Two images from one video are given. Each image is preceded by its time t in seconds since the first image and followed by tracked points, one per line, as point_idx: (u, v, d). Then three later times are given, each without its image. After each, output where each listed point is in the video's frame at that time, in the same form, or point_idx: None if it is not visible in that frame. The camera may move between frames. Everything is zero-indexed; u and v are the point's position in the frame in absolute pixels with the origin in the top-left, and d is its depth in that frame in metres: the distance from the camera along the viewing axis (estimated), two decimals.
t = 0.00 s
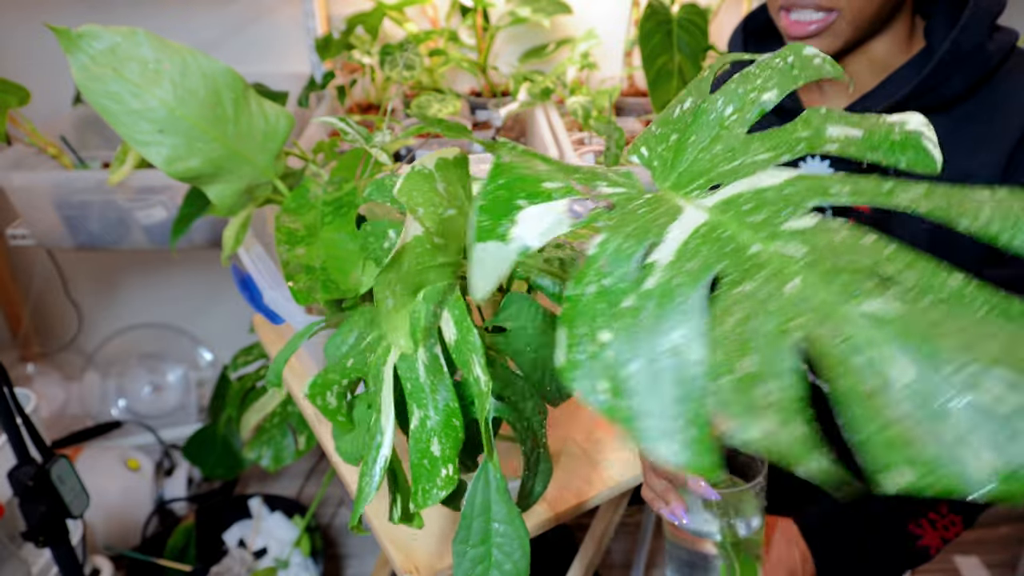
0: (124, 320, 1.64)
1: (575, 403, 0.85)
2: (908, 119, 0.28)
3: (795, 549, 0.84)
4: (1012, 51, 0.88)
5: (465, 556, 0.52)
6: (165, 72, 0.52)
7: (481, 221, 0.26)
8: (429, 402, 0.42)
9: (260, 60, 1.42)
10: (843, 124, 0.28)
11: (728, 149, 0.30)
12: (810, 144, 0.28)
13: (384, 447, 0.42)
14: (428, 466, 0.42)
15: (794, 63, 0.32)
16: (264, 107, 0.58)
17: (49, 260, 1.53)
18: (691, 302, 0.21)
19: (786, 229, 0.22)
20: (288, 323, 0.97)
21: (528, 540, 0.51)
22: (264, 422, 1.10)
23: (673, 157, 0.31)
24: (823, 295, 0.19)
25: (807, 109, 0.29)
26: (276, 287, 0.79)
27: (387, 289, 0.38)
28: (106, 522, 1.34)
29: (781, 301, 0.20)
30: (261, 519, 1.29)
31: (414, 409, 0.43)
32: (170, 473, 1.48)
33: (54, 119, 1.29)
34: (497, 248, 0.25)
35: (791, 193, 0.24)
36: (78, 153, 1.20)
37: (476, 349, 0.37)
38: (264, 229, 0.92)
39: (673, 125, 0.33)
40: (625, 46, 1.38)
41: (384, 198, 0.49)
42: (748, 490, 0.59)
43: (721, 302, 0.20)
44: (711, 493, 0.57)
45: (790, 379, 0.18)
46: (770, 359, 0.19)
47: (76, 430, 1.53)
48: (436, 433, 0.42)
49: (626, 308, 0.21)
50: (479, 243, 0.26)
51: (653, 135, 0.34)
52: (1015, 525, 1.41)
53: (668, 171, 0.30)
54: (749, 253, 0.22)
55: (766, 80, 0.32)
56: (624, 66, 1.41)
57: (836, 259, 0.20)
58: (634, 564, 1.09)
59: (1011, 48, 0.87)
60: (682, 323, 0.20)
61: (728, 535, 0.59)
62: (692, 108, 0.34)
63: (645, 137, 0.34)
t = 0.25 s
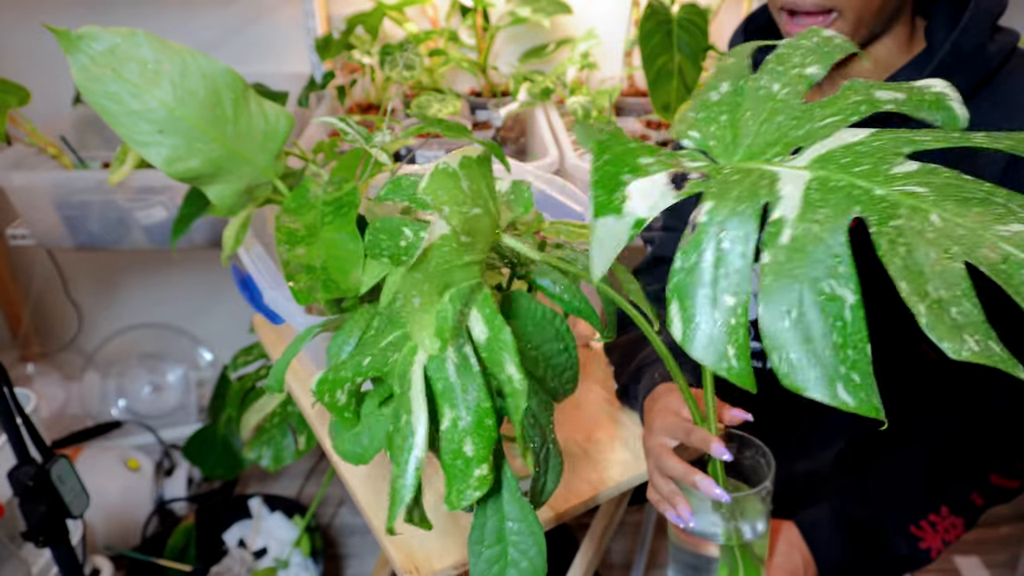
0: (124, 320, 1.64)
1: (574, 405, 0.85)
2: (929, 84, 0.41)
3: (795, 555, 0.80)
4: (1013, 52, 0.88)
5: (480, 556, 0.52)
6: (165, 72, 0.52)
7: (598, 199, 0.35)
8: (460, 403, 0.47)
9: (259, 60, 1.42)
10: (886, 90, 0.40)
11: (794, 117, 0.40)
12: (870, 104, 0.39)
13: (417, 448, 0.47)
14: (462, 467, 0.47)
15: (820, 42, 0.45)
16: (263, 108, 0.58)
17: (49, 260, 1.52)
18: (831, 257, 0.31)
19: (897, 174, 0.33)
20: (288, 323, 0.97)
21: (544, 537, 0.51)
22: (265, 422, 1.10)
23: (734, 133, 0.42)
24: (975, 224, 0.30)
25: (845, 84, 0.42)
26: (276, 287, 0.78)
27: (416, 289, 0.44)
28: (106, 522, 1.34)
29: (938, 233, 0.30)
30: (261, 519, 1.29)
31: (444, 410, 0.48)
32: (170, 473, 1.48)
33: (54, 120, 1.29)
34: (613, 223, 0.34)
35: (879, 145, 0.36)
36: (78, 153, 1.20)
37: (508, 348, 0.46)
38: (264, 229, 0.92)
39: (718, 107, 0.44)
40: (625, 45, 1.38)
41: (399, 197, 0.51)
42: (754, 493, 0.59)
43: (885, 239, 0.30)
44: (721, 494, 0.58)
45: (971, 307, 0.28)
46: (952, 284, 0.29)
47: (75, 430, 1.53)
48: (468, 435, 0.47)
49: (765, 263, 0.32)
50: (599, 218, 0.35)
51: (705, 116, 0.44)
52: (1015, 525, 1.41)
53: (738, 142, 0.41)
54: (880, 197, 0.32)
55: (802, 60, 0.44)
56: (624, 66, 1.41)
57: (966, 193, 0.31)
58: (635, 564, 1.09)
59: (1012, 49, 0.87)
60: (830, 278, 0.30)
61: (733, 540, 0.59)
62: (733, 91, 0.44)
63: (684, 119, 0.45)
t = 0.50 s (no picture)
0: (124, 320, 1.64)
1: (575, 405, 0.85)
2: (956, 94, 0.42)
3: (794, 556, 0.80)
4: (1014, 53, 0.88)
5: (469, 555, 0.52)
6: (166, 71, 0.51)
7: (649, 180, 0.34)
8: (499, 350, 0.42)
9: (259, 60, 1.42)
10: (916, 97, 0.41)
11: (830, 115, 0.40)
12: (903, 108, 0.40)
13: (450, 393, 0.42)
14: (494, 416, 0.41)
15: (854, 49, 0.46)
16: (264, 107, 0.58)
17: (49, 260, 1.52)
18: (877, 244, 0.31)
19: (936, 174, 0.33)
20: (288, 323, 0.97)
21: (533, 538, 0.51)
22: (264, 422, 1.10)
23: (768, 128, 0.42)
24: (1016, 221, 0.30)
25: (875, 89, 0.43)
26: (276, 287, 0.78)
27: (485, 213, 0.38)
28: (105, 522, 1.34)
29: (983, 228, 0.31)
30: (261, 519, 1.29)
31: (479, 358, 0.42)
32: (169, 473, 1.48)
33: (54, 120, 1.29)
34: (663, 207, 0.35)
35: (917, 147, 0.36)
36: (78, 152, 1.20)
37: (569, 291, 0.41)
38: (265, 229, 0.92)
39: (751, 104, 0.45)
40: (625, 45, 1.38)
41: (435, 168, 0.52)
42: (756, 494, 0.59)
43: (935, 229, 0.32)
44: (726, 493, 0.58)
45: (1018, 297, 0.30)
46: (1000, 276, 0.30)
47: (75, 430, 1.53)
48: (505, 385, 0.41)
49: (812, 252, 0.32)
50: (648, 201, 0.34)
51: (737, 113, 0.44)
52: (1015, 525, 1.41)
53: (770, 139, 0.41)
54: (922, 190, 0.33)
55: (840, 63, 0.45)
56: (624, 66, 1.41)
57: (998, 195, 0.32)
58: (635, 564, 1.09)
59: (1012, 50, 0.87)
60: (878, 266, 0.31)
61: (732, 540, 0.58)
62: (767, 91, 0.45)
63: (719, 116, 0.45)
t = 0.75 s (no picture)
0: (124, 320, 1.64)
1: (575, 405, 0.85)
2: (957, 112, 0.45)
3: (794, 556, 0.81)
4: (1014, 53, 0.88)
5: (469, 555, 0.52)
6: (165, 72, 0.51)
7: (671, 141, 0.35)
8: (487, 377, 0.42)
9: (259, 60, 1.42)
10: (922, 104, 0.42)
11: (843, 110, 0.40)
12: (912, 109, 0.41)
13: (441, 424, 0.42)
14: (490, 443, 0.42)
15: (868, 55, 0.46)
16: (263, 108, 0.58)
17: (49, 260, 1.52)
18: (893, 210, 0.32)
19: (949, 157, 0.34)
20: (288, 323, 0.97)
21: (533, 538, 0.51)
22: (265, 422, 1.10)
23: (782, 121, 0.41)
24: None
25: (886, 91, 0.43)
26: (276, 287, 0.78)
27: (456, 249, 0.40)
28: (105, 522, 1.34)
29: (998, 200, 0.31)
30: (261, 519, 1.29)
31: (469, 385, 0.42)
32: (170, 473, 1.48)
33: (53, 119, 1.29)
34: (683, 168, 0.36)
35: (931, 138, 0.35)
36: (78, 153, 1.20)
37: (551, 321, 0.41)
38: (265, 229, 0.92)
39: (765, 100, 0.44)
40: (625, 46, 1.38)
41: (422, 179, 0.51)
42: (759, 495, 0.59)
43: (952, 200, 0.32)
44: (732, 493, 0.58)
45: None
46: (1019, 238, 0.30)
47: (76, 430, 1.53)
48: (498, 409, 0.42)
49: (829, 217, 0.33)
50: (671, 159, 0.35)
51: (749, 108, 0.44)
52: (1015, 525, 1.41)
53: (784, 131, 0.40)
54: (936, 168, 0.33)
55: (851, 65, 0.45)
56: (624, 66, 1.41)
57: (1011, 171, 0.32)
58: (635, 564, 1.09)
59: (1013, 50, 0.87)
60: (895, 228, 0.31)
61: (731, 541, 0.59)
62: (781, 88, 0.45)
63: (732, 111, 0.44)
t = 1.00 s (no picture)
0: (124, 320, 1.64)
1: (575, 405, 0.85)
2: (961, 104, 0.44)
3: (794, 556, 0.81)
4: (1014, 54, 0.88)
5: (472, 556, 0.52)
6: (166, 72, 0.51)
7: (659, 154, 0.34)
8: (479, 376, 0.42)
9: (259, 60, 1.42)
10: (925, 99, 0.42)
11: (841, 111, 0.40)
12: (913, 106, 0.40)
13: (430, 421, 0.42)
14: (477, 445, 0.42)
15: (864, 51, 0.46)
16: (264, 108, 0.58)
17: (50, 260, 1.52)
18: (885, 219, 0.31)
19: (945, 162, 0.34)
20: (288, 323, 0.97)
21: (535, 537, 0.51)
22: (265, 422, 1.10)
23: (779, 122, 0.42)
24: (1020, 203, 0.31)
25: (886, 90, 0.43)
26: (276, 287, 0.78)
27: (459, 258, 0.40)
28: (105, 522, 1.34)
29: (991, 209, 0.31)
30: (261, 519, 1.29)
31: (459, 384, 0.42)
32: (170, 473, 1.48)
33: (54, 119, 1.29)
34: (671, 180, 0.35)
35: (927, 140, 0.36)
36: (78, 153, 1.21)
37: (545, 324, 0.39)
38: (265, 229, 0.92)
39: (763, 100, 0.45)
40: (625, 45, 1.38)
41: (424, 173, 0.51)
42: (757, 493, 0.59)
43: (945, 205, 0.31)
44: (733, 492, 0.58)
45: None
46: (1008, 247, 0.30)
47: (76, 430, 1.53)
48: (486, 411, 0.42)
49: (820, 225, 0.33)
50: (660, 173, 0.34)
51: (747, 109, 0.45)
52: (1016, 525, 1.41)
53: (781, 132, 0.41)
54: (931, 174, 0.33)
55: (849, 63, 0.45)
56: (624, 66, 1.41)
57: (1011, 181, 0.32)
58: (635, 565, 1.09)
59: (1013, 51, 0.87)
60: (885, 238, 0.31)
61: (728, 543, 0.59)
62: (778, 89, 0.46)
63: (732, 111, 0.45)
